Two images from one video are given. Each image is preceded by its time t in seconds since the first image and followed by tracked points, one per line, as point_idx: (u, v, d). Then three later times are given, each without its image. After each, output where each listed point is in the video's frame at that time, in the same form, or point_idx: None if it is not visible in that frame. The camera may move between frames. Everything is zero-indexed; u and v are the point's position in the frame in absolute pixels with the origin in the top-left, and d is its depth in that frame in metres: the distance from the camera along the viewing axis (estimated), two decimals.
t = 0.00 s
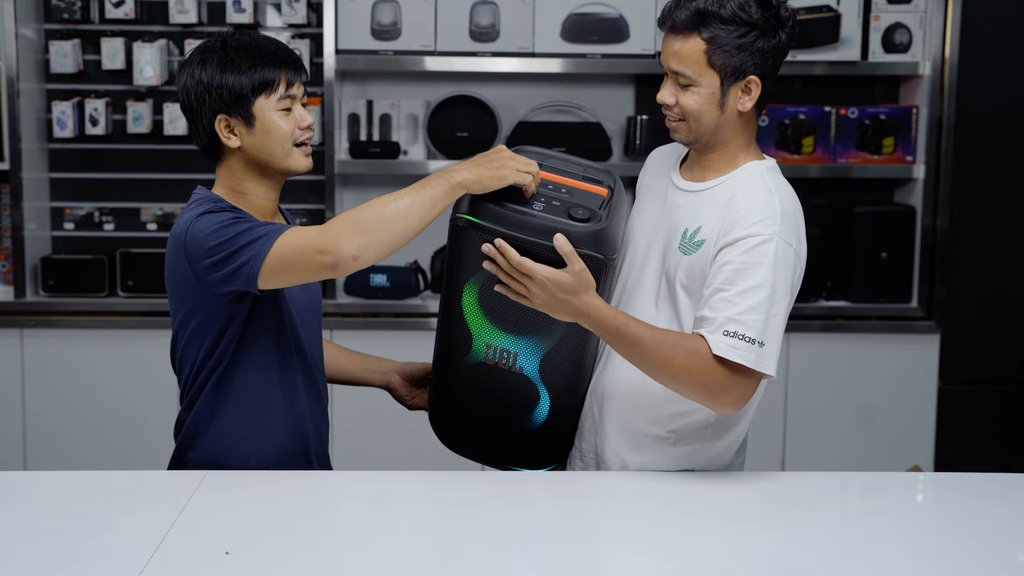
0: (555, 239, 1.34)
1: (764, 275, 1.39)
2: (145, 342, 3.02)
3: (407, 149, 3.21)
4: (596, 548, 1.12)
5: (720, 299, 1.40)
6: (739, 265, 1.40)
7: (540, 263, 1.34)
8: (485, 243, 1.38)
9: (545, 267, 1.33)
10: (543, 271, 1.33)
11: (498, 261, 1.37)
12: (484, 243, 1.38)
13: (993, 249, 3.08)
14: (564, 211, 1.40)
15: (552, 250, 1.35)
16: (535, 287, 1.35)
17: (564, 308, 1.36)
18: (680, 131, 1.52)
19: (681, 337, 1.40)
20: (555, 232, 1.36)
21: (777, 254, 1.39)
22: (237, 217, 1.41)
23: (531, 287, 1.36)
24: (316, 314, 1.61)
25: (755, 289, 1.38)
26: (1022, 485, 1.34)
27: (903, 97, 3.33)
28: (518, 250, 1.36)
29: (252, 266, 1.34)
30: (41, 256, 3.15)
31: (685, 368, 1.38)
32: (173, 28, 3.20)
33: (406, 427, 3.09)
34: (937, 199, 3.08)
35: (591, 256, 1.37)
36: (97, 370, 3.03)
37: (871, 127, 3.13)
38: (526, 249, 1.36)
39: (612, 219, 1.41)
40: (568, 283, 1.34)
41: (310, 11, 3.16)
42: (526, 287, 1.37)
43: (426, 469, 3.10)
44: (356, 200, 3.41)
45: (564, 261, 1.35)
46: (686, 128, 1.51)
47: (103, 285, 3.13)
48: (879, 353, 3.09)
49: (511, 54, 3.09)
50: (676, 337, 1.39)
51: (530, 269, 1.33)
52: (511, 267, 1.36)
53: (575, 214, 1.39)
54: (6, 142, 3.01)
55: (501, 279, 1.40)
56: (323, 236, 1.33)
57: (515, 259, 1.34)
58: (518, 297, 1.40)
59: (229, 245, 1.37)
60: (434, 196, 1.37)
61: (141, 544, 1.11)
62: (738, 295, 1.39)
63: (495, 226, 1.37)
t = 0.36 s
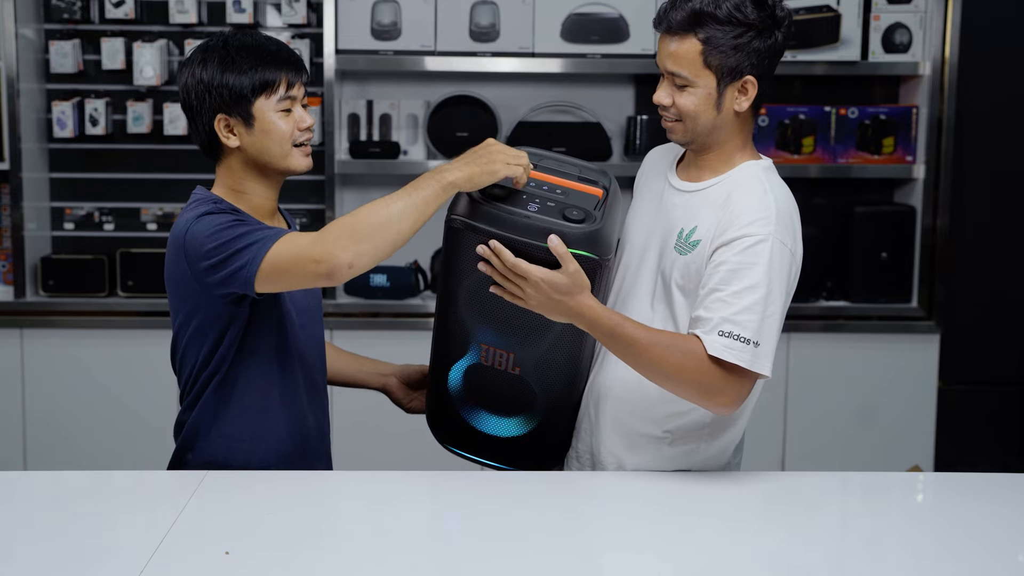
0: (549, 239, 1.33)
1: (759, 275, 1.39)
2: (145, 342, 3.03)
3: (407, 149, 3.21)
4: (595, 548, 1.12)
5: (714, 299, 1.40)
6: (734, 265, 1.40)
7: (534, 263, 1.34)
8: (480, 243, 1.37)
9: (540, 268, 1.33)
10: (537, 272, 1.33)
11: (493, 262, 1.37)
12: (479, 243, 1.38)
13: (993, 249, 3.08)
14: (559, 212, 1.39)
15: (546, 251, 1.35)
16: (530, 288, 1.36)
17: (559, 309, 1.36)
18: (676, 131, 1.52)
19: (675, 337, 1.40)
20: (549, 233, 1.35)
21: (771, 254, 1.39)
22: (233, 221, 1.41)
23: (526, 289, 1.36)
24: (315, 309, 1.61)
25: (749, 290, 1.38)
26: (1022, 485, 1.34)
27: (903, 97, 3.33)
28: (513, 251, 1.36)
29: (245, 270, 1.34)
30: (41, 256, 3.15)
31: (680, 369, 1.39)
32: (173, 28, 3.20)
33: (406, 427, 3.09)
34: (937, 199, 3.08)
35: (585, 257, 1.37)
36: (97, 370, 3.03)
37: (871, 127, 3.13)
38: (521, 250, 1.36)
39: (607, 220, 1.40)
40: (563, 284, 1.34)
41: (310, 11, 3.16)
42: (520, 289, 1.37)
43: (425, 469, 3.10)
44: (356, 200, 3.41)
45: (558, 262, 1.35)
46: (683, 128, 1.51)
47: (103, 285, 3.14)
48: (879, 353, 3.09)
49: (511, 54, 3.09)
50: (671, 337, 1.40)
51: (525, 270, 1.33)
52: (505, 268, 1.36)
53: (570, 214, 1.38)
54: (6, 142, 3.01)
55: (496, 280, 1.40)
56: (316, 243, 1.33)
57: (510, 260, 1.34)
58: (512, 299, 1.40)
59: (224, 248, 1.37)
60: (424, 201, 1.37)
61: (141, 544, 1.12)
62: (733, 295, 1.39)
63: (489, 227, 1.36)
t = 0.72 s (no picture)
0: (543, 250, 1.33)
1: (750, 276, 1.39)
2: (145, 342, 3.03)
3: (407, 149, 3.21)
4: (595, 547, 1.12)
5: (707, 302, 1.40)
6: (724, 268, 1.40)
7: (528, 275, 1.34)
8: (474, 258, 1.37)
9: (534, 278, 1.33)
10: (531, 283, 1.32)
11: (487, 275, 1.36)
12: (474, 258, 1.37)
13: (993, 249, 3.08)
14: (550, 221, 1.37)
15: (540, 263, 1.34)
16: (525, 301, 1.35)
17: (555, 318, 1.36)
18: (665, 134, 1.52)
19: (670, 342, 1.40)
20: (541, 244, 1.34)
21: (763, 257, 1.39)
22: (132, 288, 1.36)
23: (520, 300, 1.36)
24: (288, 326, 1.51)
25: (741, 292, 1.39)
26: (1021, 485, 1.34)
27: (903, 97, 3.33)
28: (507, 263, 1.35)
29: (106, 357, 1.35)
30: (41, 256, 3.15)
31: (676, 373, 1.39)
32: (173, 28, 3.20)
33: (406, 427, 3.09)
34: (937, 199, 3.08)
35: (578, 265, 1.35)
36: (97, 370, 3.03)
37: (871, 127, 3.13)
38: (514, 262, 1.35)
39: (599, 227, 1.39)
40: (556, 295, 1.33)
41: (310, 11, 3.16)
42: (515, 301, 1.37)
43: (426, 468, 3.10)
44: (356, 200, 3.41)
45: (551, 273, 1.34)
46: (672, 131, 1.51)
47: (103, 285, 3.13)
48: (878, 353, 3.09)
49: (511, 54, 3.09)
50: (664, 344, 1.40)
51: (519, 281, 1.33)
52: (500, 281, 1.36)
53: (561, 223, 1.36)
54: (6, 142, 3.01)
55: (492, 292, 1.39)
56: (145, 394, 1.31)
57: (505, 272, 1.34)
58: (508, 311, 1.39)
59: (110, 323, 1.36)
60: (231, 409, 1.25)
61: (140, 544, 1.11)
62: (725, 298, 1.39)
63: (483, 239, 1.35)
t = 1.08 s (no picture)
0: (544, 286, 1.34)
1: (739, 266, 1.41)
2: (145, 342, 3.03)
3: (407, 149, 3.21)
4: (595, 548, 1.12)
5: (706, 297, 1.43)
6: (712, 263, 1.42)
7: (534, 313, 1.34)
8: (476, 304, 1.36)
9: (538, 316, 1.32)
10: (538, 320, 1.32)
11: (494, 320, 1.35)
12: (476, 304, 1.36)
13: (993, 249, 3.08)
14: (541, 255, 1.37)
15: (544, 300, 1.35)
16: (535, 338, 1.35)
17: (569, 347, 1.36)
18: (637, 140, 1.51)
19: (674, 343, 1.44)
20: (542, 280, 1.34)
21: (752, 240, 1.42)
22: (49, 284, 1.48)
23: (530, 338, 1.35)
24: (215, 331, 1.52)
25: (732, 282, 1.41)
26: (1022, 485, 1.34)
27: (903, 97, 3.33)
28: (511, 305, 1.35)
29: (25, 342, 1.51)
30: (41, 256, 3.14)
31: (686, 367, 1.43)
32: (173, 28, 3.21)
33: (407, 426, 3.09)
34: (937, 199, 3.08)
35: (579, 293, 1.36)
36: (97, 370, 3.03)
37: (871, 127, 3.13)
38: (519, 302, 1.35)
39: (589, 251, 1.39)
40: (564, 326, 1.34)
41: (310, 11, 3.16)
42: (525, 339, 1.36)
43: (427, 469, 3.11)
44: (356, 201, 3.41)
45: (554, 306, 1.35)
46: (644, 136, 1.50)
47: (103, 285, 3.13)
48: (879, 353, 3.09)
49: (511, 54, 3.09)
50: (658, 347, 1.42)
51: (527, 322, 1.32)
52: (506, 324, 1.35)
53: (552, 255, 1.36)
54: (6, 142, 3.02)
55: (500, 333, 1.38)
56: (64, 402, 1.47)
57: (510, 316, 1.33)
58: (520, 348, 1.38)
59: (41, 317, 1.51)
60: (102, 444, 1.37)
61: (140, 544, 1.11)
62: (718, 291, 1.41)
63: (481, 287, 1.35)
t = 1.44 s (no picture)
0: (560, 203, 1.33)
1: (743, 232, 1.45)
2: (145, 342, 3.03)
3: (407, 149, 3.21)
4: (595, 548, 1.12)
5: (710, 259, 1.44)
6: (719, 227, 1.45)
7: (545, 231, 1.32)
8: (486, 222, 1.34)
9: (549, 232, 1.31)
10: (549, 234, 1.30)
11: (502, 238, 1.32)
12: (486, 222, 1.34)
13: (993, 249, 3.08)
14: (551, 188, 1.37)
15: (556, 220, 1.33)
16: (542, 251, 1.31)
17: (572, 275, 1.33)
18: (660, 134, 1.52)
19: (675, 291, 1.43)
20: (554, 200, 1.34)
21: (755, 210, 1.46)
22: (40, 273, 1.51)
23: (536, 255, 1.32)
24: (192, 323, 1.52)
25: (735, 245, 1.44)
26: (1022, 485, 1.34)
27: (903, 97, 3.33)
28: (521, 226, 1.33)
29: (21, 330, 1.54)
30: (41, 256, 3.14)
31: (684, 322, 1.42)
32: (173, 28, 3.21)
33: (406, 427, 3.09)
34: (937, 199, 3.08)
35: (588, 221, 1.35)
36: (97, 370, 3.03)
37: (871, 127, 3.13)
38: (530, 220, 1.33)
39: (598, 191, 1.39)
40: (573, 243, 1.31)
41: (310, 11, 3.16)
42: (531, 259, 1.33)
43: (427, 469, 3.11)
44: (356, 201, 3.42)
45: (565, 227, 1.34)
46: (669, 131, 1.51)
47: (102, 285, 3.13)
48: (879, 353, 3.09)
49: (511, 54, 3.09)
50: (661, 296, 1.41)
51: (538, 234, 1.30)
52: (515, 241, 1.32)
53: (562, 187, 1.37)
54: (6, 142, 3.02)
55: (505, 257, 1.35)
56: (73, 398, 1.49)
57: (521, 230, 1.31)
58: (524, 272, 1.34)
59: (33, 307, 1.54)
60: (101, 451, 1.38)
61: (140, 544, 1.11)
62: (722, 252, 1.44)
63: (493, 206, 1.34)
